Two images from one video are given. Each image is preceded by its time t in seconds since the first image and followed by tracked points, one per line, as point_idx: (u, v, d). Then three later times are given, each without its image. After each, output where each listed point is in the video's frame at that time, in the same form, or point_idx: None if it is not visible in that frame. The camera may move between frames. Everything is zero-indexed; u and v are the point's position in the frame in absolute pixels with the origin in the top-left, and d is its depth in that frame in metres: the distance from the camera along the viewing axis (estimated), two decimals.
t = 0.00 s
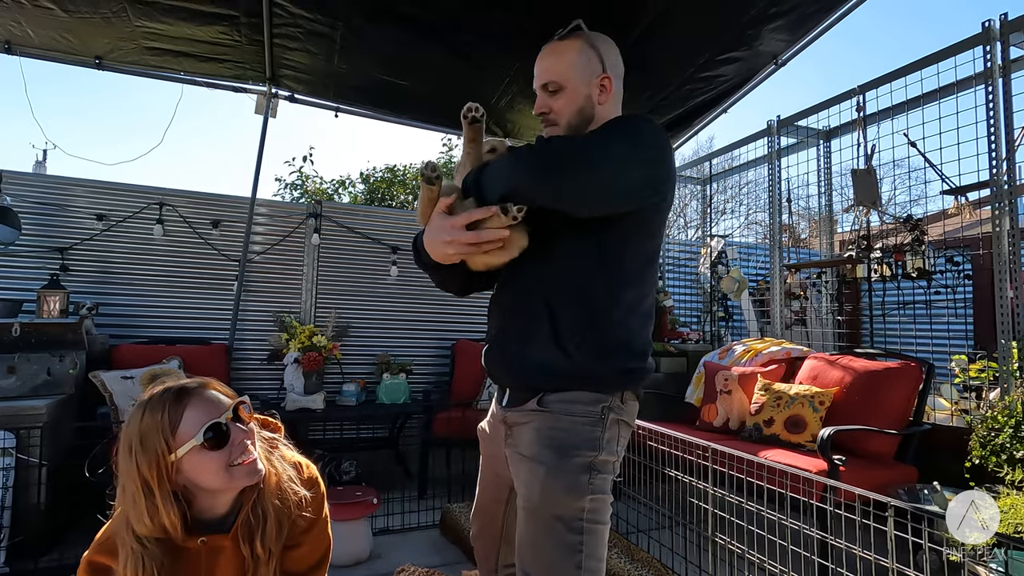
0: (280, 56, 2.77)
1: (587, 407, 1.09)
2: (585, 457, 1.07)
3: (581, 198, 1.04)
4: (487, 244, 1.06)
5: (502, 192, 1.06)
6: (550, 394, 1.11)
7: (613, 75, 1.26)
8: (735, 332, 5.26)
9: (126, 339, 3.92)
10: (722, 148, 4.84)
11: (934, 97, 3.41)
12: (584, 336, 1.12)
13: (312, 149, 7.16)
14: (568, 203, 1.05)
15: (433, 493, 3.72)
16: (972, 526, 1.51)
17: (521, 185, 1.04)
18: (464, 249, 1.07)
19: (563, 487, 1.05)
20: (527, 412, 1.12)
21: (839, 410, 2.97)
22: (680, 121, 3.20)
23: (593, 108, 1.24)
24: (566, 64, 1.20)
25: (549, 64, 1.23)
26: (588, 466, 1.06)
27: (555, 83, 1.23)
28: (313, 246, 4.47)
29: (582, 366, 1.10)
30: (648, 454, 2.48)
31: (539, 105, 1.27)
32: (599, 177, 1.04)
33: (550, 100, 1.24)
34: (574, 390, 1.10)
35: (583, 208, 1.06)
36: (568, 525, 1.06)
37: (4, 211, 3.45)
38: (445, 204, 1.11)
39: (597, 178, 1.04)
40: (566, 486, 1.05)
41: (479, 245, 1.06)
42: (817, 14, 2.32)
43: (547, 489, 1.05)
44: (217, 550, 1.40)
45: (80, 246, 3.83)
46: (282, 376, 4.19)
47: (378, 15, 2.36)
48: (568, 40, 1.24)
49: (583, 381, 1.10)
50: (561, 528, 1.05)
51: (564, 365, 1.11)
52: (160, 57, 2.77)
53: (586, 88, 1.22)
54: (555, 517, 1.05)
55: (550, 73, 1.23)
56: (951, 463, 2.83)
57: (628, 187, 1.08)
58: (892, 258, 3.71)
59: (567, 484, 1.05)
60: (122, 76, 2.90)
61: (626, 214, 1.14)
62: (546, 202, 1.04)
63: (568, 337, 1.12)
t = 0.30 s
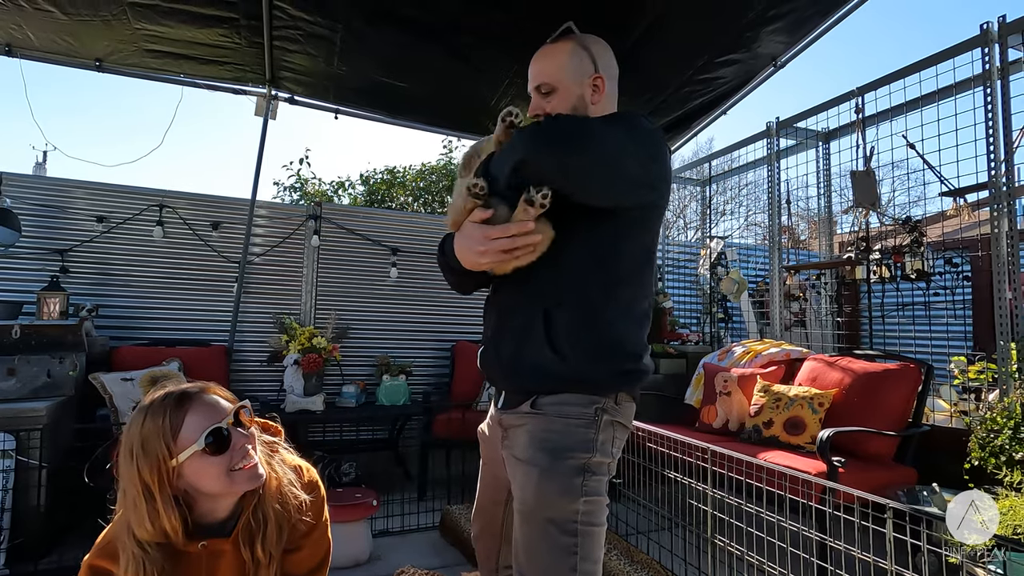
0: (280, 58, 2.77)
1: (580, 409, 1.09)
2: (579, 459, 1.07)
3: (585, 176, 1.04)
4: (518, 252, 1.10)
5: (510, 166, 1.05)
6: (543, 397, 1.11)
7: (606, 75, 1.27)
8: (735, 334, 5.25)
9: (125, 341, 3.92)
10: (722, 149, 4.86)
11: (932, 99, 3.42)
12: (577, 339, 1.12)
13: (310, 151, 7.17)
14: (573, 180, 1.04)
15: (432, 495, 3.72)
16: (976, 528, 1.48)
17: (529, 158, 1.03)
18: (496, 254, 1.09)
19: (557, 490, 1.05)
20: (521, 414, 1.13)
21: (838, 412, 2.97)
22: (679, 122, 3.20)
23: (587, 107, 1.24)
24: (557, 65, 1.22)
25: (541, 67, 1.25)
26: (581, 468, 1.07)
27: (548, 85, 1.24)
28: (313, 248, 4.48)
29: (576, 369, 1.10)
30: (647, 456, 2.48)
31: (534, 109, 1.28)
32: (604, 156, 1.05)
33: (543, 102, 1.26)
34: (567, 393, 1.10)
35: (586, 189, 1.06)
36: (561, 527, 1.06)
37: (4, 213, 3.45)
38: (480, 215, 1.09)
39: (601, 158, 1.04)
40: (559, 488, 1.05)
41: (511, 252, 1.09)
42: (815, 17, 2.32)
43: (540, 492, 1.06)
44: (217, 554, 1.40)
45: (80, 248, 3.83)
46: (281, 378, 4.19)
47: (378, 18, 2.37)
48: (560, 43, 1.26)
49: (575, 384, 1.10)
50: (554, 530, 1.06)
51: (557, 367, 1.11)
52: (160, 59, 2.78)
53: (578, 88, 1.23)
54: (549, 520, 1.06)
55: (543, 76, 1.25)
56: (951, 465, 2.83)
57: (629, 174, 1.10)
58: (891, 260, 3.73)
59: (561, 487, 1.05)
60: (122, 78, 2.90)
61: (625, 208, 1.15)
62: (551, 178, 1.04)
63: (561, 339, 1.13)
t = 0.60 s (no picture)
0: (280, 59, 2.77)
1: (576, 409, 1.09)
2: (574, 459, 1.06)
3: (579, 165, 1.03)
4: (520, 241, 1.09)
5: (502, 152, 1.03)
6: (538, 396, 1.11)
7: (607, 74, 1.26)
8: (735, 335, 5.23)
9: (125, 341, 3.91)
10: (722, 150, 4.87)
11: (933, 100, 3.41)
12: (572, 338, 1.11)
13: (309, 151, 7.17)
14: (569, 168, 1.03)
15: (432, 496, 3.71)
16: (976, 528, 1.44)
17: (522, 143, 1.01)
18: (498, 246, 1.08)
19: (553, 490, 1.04)
20: (517, 414, 1.13)
21: (840, 413, 2.96)
22: (679, 123, 3.20)
23: (587, 107, 1.23)
24: (557, 65, 1.21)
25: (540, 67, 1.25)
26: (577, 469, 1.06)
27: (547, 84, 1.23)
28: (313, 248, 4.47)
29: (571, 369, 1.09)
30: (647, 456, 2.46)
31: (534, 108, 1.27)
32: (598, 145, 1.04)
33: (544, 101, 1.25)
34: (563, 392, 1.10)
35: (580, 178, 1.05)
36: (556, 528, 1.05)
37: (4, 213, 3.45)
38: (479, 202, 1.08)
39: (596, 147, 1.04)
40: (555, 489, 1.04)
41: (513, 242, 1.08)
42: (816, 17, 2.31)
43: (535, 492, 1.05)
44: (217, 555, 1.39)
45: (79, 248, 3.83)
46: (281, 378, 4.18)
47: (378, 18, 2.36)
48: (560, 42, 1.25)
49: (571, 385, 1.09)
50: (549, 531, 1.05)
51: (552, 367, 1.10)
52: (160, 59, 2.77)
53: (578, 87, 1.22)
54: (544, 520, 1.05)
55: (542, 75, 1.24)
56: (952, 465, 2.82)
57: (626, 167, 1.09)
58: (892, 261, 3.72)
59: (556, 487, 1.04)
60: (122, 79, 2.90)
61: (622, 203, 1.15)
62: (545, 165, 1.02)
63: (556, 339, 1.12)
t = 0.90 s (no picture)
0: (282, 60, 2.77)
1: (579, 410, 1.08)
2: (578, 461, 1.06)
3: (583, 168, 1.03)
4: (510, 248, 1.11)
5: (508, 157, 1.02)
6: (541, 398, 1.11)
7: (611, 80, 1.27)
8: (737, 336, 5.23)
9: (126, 342, 3.91)
10: (723, 152, 4.93)
11: (935, 101, 3.41)
12: (576, 339, 1.11)
13: (310, 152, 7.18)
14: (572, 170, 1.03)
15: (434, 497, 3.70)
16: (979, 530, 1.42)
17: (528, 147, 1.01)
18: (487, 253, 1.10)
19: (556, 492, 1.04)
20: (519, 416, 1.12)
21: (844, 414, 2.96)
22: (680, 124, 3.20)
23: (593, 112, 1.24)
24: (564, 69, 1.21)
25: (546, 70, 1.24)
26: (580, 470, 1.06)
27: (555, 88, 1.23)
28: (315, 249, 4.47)
29: (574, 369, 1.09)
30: (650, 457, 2.46)
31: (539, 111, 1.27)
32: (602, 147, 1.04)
33: (550, 105, 1.25)
34: (566, 393, 1.09)
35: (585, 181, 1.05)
36: (560, 530, 1.05)
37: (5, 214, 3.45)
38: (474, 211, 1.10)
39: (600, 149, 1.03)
40: (558, 490, 1.04)
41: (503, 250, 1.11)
42: (818, 18, 2.31)
43: (539, 493, 1.05)
44: (221, 558, 1.39)
45: (81, 249, 3.83)
46: (282, 379, 4.18)
47: (379, 19, 2.36)
48: (565, 46, 1.25)
49: (574, 385, 1.09)
50: (553, 533, 1.05)
51: (555, 368, 1.10)
52: (161, 60, 2.77)
53: (584, 92, 1.22)
54: (547, 522, 1.05)
55: (548, 78, 1.24)
56: (955, 466, 2.82)
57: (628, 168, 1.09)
58: (894, 262, 3.79)
59: (560, 488, 1.04)
60: (124, 79, 2.90)
61: (625, 205, 1.14)
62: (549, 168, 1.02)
63: (560, 340, 1.11)
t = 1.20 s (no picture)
0: (284, 62, 2.78)
1: (581, 413, 1.09)
2: (580, 464, 1.07)
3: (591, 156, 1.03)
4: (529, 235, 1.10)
5: (520, 133, 1.01)
6: (543, 400, 1.11)
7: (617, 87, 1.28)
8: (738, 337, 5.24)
9: (128, 344, 3.91)
10: (722, 153, 4.86)
11: (935, 103, 3.42)
12: (577, 339, 1.12)
13: (312, 155, 7.20)
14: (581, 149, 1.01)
15: (435, 499, 3.70)
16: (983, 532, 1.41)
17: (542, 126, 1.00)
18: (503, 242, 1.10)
19: (558, 495, 1.04)
20: (522, 419, 1.13)
21: (845, 416, 2.96)
22: (680, 126, 3.20)
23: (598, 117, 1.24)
24: (571, 74, 1.22)
25: (553, 74, 1.25)
26: (582, 473, 1.06)
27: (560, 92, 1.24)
28: (316, 251, 4.48)
29: (575, 369, 1.10)
30: (652, 459, 2.46)
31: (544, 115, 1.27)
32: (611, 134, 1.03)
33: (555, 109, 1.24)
34: (568, 395, 1.10)
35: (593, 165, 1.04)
36: (563, 533, 1.05)
37: (8, 217, 3.46)
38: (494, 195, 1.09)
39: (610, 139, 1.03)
40: (560, 493, 1.04)
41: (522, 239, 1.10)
42: (818, 20, 2.32)
43: (541, 496, 1.05)
44: (228, 561, 1.40)
45: (83, 251, 3.84)
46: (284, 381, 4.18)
47: (380, 21, 2.37)
48: (573, 52, 1.26)
49: (575, 385, 1.10)
50: (555, 536, 1.05)
51: (556, 368, 1.11)
52: (164, 63, 2.78)
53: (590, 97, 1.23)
54: (550, 525, 1.05)
55: (554, 82, 1.25)
56: (957, 468, 2.83)
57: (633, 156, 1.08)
58: (895, 264, 3.81)
59: (562, 491, 1.05)
60: (126, 82, 2.91)
61: (628, 200, 1.14)
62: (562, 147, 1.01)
63: (561, 340, 1.12)
